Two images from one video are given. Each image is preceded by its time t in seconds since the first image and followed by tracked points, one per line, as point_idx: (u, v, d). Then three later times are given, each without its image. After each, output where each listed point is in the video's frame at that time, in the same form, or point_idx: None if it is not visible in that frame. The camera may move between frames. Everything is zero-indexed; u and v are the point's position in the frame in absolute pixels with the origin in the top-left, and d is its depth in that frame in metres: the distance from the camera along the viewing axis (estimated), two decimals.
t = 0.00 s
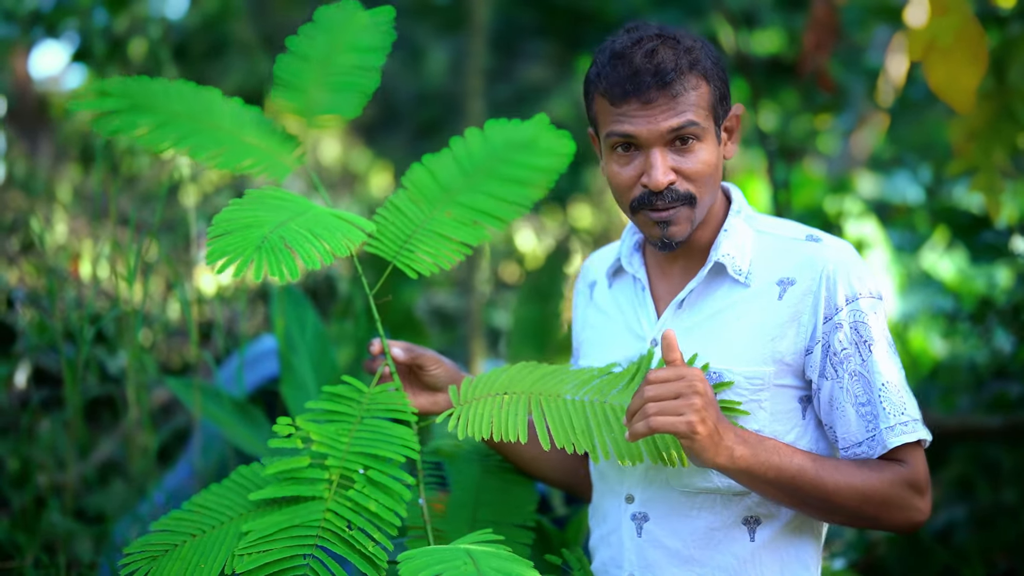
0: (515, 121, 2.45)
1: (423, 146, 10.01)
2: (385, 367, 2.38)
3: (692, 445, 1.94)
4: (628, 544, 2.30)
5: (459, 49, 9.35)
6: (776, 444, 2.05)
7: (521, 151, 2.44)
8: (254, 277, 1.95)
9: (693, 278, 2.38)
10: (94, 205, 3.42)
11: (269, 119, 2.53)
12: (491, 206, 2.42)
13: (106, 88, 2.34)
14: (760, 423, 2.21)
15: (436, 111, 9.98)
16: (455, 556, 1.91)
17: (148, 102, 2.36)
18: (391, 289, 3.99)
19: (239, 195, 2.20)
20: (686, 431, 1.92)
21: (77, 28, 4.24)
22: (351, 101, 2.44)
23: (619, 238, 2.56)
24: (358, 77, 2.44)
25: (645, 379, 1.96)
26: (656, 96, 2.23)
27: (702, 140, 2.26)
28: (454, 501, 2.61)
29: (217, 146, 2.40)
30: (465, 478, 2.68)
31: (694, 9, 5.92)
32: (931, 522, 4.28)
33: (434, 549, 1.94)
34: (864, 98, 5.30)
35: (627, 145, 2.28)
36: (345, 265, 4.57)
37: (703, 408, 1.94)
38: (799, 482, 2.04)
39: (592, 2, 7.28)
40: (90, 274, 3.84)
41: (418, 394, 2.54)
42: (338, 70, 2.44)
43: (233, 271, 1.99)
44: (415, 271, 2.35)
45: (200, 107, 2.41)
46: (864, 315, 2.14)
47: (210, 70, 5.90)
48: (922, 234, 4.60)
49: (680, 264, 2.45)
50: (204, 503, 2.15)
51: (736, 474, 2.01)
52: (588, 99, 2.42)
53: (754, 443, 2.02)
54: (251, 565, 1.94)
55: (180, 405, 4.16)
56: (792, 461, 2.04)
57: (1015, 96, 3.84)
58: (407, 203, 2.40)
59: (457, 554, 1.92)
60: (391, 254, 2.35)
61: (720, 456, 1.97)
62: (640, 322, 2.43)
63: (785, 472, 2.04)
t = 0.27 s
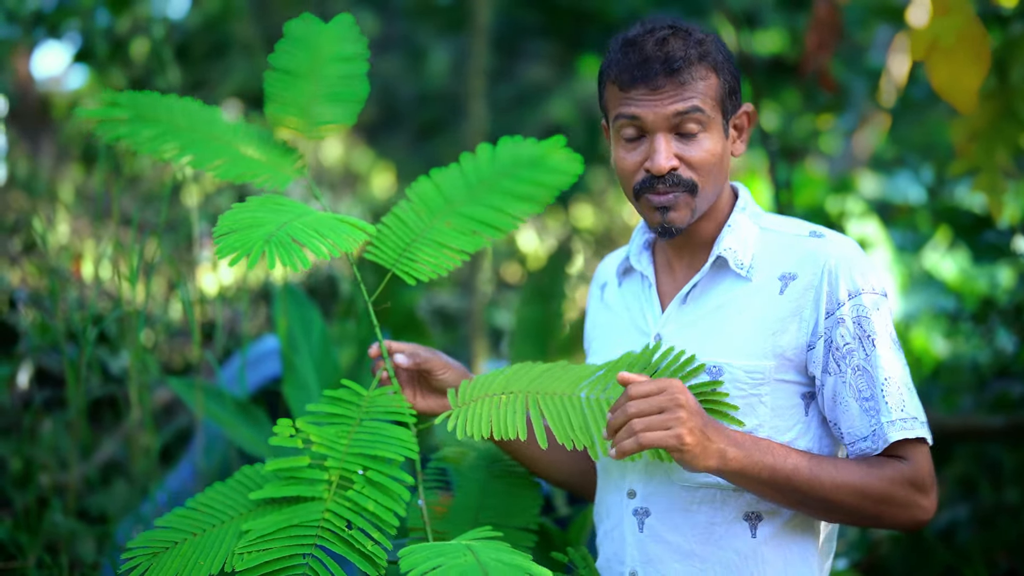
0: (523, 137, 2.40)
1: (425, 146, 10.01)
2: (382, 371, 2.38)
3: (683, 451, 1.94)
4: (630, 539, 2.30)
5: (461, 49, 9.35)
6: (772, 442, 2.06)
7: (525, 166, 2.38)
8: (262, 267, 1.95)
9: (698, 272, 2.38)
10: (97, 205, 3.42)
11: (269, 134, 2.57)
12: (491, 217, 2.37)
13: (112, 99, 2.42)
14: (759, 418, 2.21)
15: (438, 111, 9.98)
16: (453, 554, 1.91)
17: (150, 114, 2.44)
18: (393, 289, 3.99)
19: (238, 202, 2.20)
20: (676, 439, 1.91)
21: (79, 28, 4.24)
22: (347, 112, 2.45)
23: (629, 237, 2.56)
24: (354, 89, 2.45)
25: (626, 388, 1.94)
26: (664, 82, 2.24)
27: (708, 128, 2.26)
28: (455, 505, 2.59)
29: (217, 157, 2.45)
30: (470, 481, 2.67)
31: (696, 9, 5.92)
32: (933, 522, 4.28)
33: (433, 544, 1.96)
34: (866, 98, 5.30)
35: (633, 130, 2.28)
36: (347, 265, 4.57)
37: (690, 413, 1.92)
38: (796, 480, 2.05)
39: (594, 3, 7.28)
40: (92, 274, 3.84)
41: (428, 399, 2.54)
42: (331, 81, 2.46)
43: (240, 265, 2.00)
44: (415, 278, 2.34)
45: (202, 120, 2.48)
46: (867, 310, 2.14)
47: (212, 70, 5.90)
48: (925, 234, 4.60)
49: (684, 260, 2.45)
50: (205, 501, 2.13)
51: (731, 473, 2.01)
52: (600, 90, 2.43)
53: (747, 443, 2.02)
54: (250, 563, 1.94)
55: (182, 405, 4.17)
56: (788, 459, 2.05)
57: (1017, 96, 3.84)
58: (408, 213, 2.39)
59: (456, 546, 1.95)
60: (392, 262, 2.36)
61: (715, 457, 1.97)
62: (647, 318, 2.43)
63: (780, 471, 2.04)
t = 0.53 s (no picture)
0: (474, 160, 2.60)
1: (424, 146, 10.01)
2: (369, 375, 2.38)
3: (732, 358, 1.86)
4: (634, 531, 2.26)
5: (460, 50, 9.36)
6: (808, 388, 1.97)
7: (485, 186, 2.56)
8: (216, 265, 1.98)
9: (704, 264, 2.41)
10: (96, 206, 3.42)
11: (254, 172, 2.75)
12: (462, 230, 2.48)
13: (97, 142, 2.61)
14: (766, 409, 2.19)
15: (437, 111, 9.98)
16: (435, 545, 1.91)
17: (144, 158, 2.64)
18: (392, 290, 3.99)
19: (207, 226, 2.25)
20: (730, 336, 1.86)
21: (79, 29, 4.24)
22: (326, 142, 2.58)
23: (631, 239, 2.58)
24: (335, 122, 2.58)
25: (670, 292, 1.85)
26: (670, 61, 2.31)
27: (712, 105, 2.30)
28: (443, 510, 2.60)
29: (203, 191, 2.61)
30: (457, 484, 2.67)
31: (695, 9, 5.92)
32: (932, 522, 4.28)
33: (422, 539, 1.95)
34: (865, 98, 5.31)
35: (642, 108, 2.31)
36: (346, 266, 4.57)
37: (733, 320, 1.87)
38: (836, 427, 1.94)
39: (593, 3, 7.29)
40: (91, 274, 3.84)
41: (456, 354, 2.55)
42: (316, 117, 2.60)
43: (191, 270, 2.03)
44: (394, 292, 2.38)
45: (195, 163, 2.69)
46: (872, 297, 2.11)
47: (212, 70, 5.91)
48: (924, 234, 4.61)
49: (687, 259, 2.47)
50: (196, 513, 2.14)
51: (772, 406, 1.91)
52: (604, 89, 2.48)
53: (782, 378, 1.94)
54: (237, 569, 1.93)
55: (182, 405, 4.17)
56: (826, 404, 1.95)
57: (1015, 96, 3.85)
58: (382, 236, 2.46)
59: (446, 539, 1.95)
60: (369, 279, 2.40)
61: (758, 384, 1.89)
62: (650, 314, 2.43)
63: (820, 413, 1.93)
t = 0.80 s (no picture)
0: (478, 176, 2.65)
1: (424, 145, 10.02)
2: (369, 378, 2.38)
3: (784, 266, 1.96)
4: (651, 530, 2.26)
5: (461, 49, 9.36)
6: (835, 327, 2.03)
7: (487, 195, 2.59)
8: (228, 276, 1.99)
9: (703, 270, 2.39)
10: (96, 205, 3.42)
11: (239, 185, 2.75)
12: (461, 235, 2.50)
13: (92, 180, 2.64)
14: (777, 404, 2.20)
15: (437, 111, 9.99)
16: (442, 543, 1.92)
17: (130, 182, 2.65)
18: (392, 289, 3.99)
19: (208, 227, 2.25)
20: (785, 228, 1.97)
21: (79, 28, 4.24)
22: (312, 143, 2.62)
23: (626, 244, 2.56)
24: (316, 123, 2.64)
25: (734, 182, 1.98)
26: (633, 91, 2.31)
27: (683, 125, 2.31)
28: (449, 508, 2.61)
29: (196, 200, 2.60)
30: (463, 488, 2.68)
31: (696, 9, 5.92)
32: (932, 521, 4.28)
33: (427, 537, 1.96)
34: (865, 98, 5.31)
35: (615, 142, 2.33)
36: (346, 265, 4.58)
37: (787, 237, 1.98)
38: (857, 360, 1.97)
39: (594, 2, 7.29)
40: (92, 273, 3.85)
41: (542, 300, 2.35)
42: (298, 123, 2.64)
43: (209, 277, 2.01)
44: (391, 294, 2.38)
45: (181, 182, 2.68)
46: (870, 289, 2.14)
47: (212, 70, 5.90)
48: (924, 234, 4.61)
49: (686, 264, 2.46)
50: (199, 520, 2.14)
51: (802, 317, 1.96)
52: (575, 118, 2.49)
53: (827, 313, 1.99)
54: (244, 571, 1.92)
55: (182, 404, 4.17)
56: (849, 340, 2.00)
57: (1016, 96, 3.85)
58: (380, 239, 2.48)
59: (449, 538, 1.96)
60: (364, 282, 2.40)
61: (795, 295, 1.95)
62: (654, 317, 2.43)
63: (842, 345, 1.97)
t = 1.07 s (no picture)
0: (479, 158, 2.60)
1: (425, 146, 10.02)
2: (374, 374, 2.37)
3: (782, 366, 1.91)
4: (664, 540, 2.31)
5: (461, 49, 9.37)
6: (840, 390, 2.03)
7: (490, 178, 2.56)
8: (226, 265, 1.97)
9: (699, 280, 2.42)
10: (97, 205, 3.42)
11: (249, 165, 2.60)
12: (465, 222, 2.47)
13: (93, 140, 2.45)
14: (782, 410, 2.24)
15: (438, 111, 9.98)
16: (440, 548, 1.92)
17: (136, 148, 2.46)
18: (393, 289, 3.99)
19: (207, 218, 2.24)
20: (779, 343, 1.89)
21: (80, 27, 4.24)
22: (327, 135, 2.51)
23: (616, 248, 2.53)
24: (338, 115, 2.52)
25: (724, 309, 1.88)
26: (634, 118, 2.26)
27: (684, 148, 2.29)
28: (444, 504, 2.63)
29: (202, 183, 2.46)
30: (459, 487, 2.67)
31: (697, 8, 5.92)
32: (932, 521, 4.28)
33: (422, 540, 1.96)
34: (866, 97, 5.31)
35: (617, 168, 2.30)
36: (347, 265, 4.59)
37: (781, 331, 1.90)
38: (864, 426, 2.00)
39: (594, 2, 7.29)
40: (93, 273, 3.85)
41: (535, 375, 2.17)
42: (318, 108, 2.53)
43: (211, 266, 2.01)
44: (397, 287, 2.39)
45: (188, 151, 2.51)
46: (870, 294, 2.16)
47: (212, 70, 5.92)
48: (924, 234, 4.60)
49: (682, 270, 2.47)
50: (201, 506, 2.14)
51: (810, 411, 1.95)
52: (568, 139, 2.45)
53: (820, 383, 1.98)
54: (237, 564, 1.92)
55: (182, 404, 4.18)
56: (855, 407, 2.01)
57: (1016, 96, 3.85)
58: (384, 228, 2.48)
59: (447, 542, 1.96)
60: (373, 274, 2.41)
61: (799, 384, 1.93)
62: (650, 324, 2.42)
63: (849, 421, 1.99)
